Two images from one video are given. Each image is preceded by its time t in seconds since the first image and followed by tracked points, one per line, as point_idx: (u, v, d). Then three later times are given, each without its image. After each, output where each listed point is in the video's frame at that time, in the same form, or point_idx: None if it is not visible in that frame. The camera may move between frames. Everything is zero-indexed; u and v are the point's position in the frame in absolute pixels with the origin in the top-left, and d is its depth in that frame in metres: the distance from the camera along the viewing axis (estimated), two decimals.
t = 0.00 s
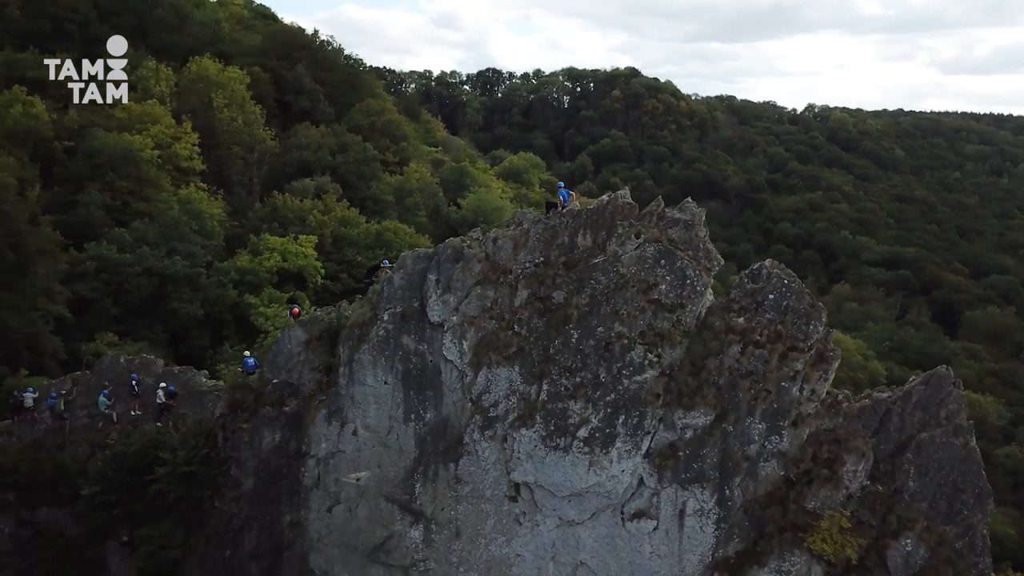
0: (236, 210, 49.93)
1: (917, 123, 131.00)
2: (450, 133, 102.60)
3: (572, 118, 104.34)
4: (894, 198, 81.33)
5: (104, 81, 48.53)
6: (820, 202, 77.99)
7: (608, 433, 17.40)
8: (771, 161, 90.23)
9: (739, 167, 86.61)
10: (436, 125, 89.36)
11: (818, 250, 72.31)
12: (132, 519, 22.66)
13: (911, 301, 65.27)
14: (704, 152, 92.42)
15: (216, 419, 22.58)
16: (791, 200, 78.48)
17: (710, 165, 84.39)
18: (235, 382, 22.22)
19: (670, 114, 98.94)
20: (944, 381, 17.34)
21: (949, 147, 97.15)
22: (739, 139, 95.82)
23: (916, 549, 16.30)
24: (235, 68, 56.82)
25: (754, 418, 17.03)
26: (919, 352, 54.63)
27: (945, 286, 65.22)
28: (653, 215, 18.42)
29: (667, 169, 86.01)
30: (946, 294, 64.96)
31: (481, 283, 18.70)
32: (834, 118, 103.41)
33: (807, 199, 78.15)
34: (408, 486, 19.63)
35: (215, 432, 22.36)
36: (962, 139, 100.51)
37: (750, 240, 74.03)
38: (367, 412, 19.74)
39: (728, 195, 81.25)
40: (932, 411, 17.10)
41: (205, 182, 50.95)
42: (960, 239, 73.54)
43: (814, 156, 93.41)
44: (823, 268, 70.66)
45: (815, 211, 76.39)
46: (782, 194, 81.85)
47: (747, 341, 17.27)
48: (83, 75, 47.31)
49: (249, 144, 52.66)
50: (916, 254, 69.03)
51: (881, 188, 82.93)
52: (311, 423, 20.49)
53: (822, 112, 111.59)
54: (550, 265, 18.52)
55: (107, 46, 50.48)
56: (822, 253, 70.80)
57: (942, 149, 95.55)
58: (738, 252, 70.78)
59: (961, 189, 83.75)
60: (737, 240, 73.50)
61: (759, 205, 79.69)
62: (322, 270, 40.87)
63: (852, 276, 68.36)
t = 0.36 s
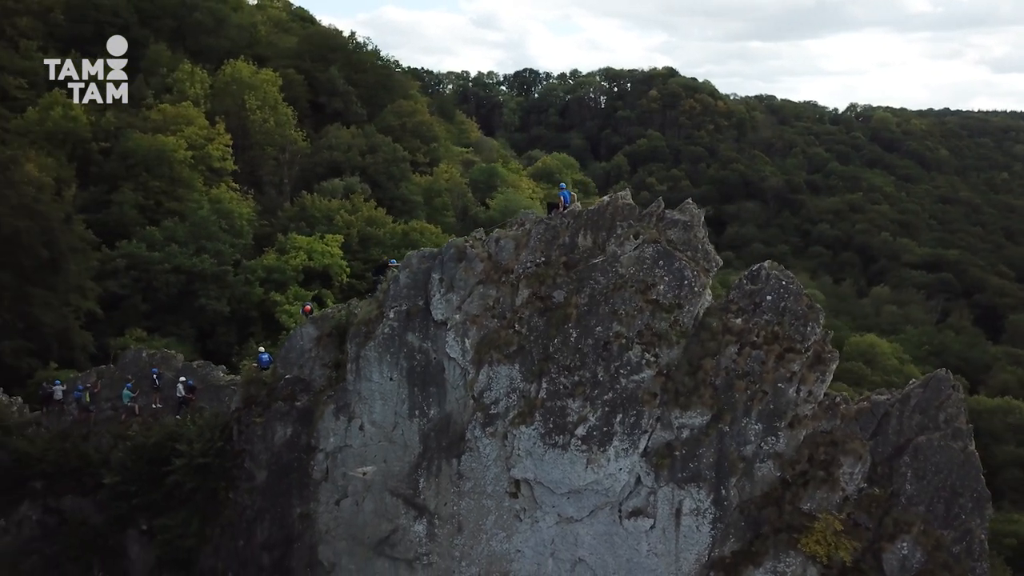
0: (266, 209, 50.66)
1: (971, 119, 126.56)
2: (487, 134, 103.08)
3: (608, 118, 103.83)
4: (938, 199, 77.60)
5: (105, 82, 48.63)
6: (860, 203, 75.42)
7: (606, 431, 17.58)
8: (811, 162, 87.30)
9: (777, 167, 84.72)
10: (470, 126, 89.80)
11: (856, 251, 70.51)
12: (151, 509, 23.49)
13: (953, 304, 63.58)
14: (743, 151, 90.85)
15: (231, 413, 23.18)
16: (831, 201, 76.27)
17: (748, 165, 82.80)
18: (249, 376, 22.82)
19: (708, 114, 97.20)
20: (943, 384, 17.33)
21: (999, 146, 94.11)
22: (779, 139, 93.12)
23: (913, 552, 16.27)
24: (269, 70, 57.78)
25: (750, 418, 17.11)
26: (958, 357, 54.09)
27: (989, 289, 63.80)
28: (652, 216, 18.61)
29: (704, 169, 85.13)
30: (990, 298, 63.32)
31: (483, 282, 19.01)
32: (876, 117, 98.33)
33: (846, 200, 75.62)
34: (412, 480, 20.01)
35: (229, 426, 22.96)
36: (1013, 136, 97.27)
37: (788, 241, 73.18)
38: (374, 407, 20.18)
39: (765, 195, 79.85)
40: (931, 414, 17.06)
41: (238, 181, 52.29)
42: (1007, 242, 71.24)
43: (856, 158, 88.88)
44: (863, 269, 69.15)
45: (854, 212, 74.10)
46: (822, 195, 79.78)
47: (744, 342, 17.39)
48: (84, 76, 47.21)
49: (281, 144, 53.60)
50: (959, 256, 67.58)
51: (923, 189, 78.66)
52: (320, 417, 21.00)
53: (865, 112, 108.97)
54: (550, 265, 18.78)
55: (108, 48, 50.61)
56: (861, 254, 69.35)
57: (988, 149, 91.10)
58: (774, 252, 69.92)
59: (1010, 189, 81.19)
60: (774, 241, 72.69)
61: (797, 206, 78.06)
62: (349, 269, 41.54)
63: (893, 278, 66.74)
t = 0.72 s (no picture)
0: (288, 208, 51.66)
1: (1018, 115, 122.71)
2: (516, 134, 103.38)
3: (638, 118, 103.27)
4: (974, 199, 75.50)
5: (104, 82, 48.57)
6: (894, 204, 73.33)
7: (598, 429, 17.78)
8: (844, 162, 83.88)
9: (810, 168, 82.02)
10: (497, 127, 90.08)
11: (889, 253, 69.15)
12: (163, 500, 24.16)
13: (989, 307, 62.10)
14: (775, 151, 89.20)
15: (240, 408, 23.71)
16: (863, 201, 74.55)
17: (779, 165, 81.74)
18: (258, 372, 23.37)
19: (739, 113, 95.84)
20: (934, 386, 17.41)
21: None
22: (811, 139, 89.86)
23: (901, 554, 16.39)
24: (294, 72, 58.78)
25: (739, 418, 17.29)
26: (992, 360, 52.63)
27: None
28: (646, 217, 18.85)
29: (734, 169, 84.45)
30: None
31: (479, 282, 19.32)
32: (912, 116, 94.53)
33: (879, 201, 73.49)
34: (411, 475, 20.38)
35: (238, 420, 23.49)
36: None
37: (819, 242, 72.27)
38: (374, 404, 20.60)
39: (796, 195, 78.74)
40: (921, 416, 17.18)
41: (262, 181, 53.15)
42: None
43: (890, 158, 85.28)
44: (895, 271, 68.00)
45: (887, 213, 72.29)
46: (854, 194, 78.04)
47: (734, 342, 17.58)
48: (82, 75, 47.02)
49: (305, 145, 54.32)
50: (997, 257, 65.32)
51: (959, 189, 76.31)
52: (323, 411, 21.49)
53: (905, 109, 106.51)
54: (545, 265, 19.07)
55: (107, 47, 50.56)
56: (893, 256, 68.07)
57: None
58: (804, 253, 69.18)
59: None
60: (805, 241, 72.72)
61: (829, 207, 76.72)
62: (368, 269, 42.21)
63: (927, 280, 65.44)
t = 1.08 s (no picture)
0: (312, 208, 52.36)
1: None
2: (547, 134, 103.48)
3: (670, 118, 102.54)
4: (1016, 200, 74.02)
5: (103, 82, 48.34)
6: (931, 204, 71.38)
7: (593, 427, 17.99)
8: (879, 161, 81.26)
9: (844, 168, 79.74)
10: (525, 127, 90.07)
11: (926, 254, 67.72)
12: (177, 492, 24.84)
13: None
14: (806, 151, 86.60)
15: (251, 403, 24.26)
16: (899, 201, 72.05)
17: (813, 165, 80.36)
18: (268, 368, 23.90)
19: (773, 113, 94.32)
20: (927, 390, 17.63)
21: None
22: (845, 138, 86.86)
23: (893, 556, 16.46)
24: (320, 73, 59.49)
25: (732, 418, 17.44)
26: None
27: None
28: (642, 219, 19.07)
29: (766, 170, 83.58)
30: None
31: (478, 281, 19.64)
32: (952, 116, 91.22)
33: (916, 201, 71.61)
34: (413, 471, 20.72)
35: (248, 415, 24.03)
36: None
37: (853, 243, 71.02)
38: (377, 400, 21.01)
39: (829, 195, 77.09)
40: (915, 418, 17.35)
41: (288, 181, 53.93)
42: None
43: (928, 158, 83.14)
44: (931, 273, 66.66)
45: (924, 213, 70.23)
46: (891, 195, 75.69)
47: (727, 342, 17.75)
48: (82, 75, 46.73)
49: (330, 146, 55.02)
50: None
51: (1000, 190, 75.19)
52: (329, 407, 21.99)
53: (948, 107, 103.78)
54: (543, 266, 19.36)
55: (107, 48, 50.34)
56: (929, 258, 66.69)
57: None
58: (837, 254, 68.23)
59: None
60: (836, 244, 70.59)
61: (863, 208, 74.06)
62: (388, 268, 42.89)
63: (965, 283, 63.99)
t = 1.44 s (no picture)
0: (341, 208, 53.07)
1: None
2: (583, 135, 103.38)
3: (708, 118, 101.53)
4: None
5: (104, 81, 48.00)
6: (975, 206, 69.44)
7: (592, 427, 18.19)
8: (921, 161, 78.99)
9: (886, 168, 78.08)
10: (558, 128, 89.94)
11: (969, 257, 66.16)
12: (197, 484, 25.65)
13: None
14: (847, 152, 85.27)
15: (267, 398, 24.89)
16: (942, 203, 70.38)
17: (854, 166, 78.69)
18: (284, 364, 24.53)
19: (813, 113, 92.48)
20: (925, 394, 17.66)
21: None
22: (889, 138, 84.96)
23: (888, 560, 16.48)
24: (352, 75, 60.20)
25: (728, 420, 17.57)
26: None
27: None
28: (643, 221, 19.28)
29: (805, 170, 82.47)
30: None
31: (483, 282, 20.00)
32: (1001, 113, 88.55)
33: (960, 202, 69.82)
34: (419, 468, 21.05)
35: (264, 410, 24.64)
36: None
37: (893, 245, 69.57)
38: (386, 397, 21.47)
39: (870, 197, 75.53)
40: (912, 422, 17.41)
41: (319, 181, 54.76)
42: None
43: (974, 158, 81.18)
44: (973, 276, 65.17)
45: (968, 215, 68.69)
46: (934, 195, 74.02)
47: (725, 344, 17.90)
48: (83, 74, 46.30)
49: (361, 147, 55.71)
50: None
51: None
52: (340, 402, 22.57)
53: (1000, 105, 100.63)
54: (545, 267, 19.66)
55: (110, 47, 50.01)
56: (972, 261, 65.12)
57: None
58: (876, 256, 67.12)
59: None
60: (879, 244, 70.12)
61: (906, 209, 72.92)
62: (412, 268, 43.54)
63: (1011, 287, 62.41)
